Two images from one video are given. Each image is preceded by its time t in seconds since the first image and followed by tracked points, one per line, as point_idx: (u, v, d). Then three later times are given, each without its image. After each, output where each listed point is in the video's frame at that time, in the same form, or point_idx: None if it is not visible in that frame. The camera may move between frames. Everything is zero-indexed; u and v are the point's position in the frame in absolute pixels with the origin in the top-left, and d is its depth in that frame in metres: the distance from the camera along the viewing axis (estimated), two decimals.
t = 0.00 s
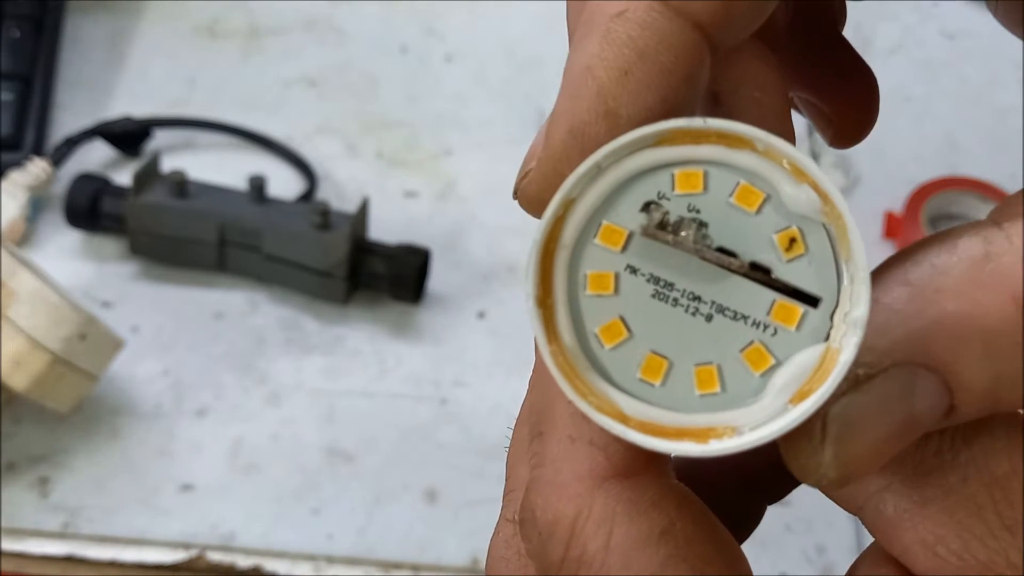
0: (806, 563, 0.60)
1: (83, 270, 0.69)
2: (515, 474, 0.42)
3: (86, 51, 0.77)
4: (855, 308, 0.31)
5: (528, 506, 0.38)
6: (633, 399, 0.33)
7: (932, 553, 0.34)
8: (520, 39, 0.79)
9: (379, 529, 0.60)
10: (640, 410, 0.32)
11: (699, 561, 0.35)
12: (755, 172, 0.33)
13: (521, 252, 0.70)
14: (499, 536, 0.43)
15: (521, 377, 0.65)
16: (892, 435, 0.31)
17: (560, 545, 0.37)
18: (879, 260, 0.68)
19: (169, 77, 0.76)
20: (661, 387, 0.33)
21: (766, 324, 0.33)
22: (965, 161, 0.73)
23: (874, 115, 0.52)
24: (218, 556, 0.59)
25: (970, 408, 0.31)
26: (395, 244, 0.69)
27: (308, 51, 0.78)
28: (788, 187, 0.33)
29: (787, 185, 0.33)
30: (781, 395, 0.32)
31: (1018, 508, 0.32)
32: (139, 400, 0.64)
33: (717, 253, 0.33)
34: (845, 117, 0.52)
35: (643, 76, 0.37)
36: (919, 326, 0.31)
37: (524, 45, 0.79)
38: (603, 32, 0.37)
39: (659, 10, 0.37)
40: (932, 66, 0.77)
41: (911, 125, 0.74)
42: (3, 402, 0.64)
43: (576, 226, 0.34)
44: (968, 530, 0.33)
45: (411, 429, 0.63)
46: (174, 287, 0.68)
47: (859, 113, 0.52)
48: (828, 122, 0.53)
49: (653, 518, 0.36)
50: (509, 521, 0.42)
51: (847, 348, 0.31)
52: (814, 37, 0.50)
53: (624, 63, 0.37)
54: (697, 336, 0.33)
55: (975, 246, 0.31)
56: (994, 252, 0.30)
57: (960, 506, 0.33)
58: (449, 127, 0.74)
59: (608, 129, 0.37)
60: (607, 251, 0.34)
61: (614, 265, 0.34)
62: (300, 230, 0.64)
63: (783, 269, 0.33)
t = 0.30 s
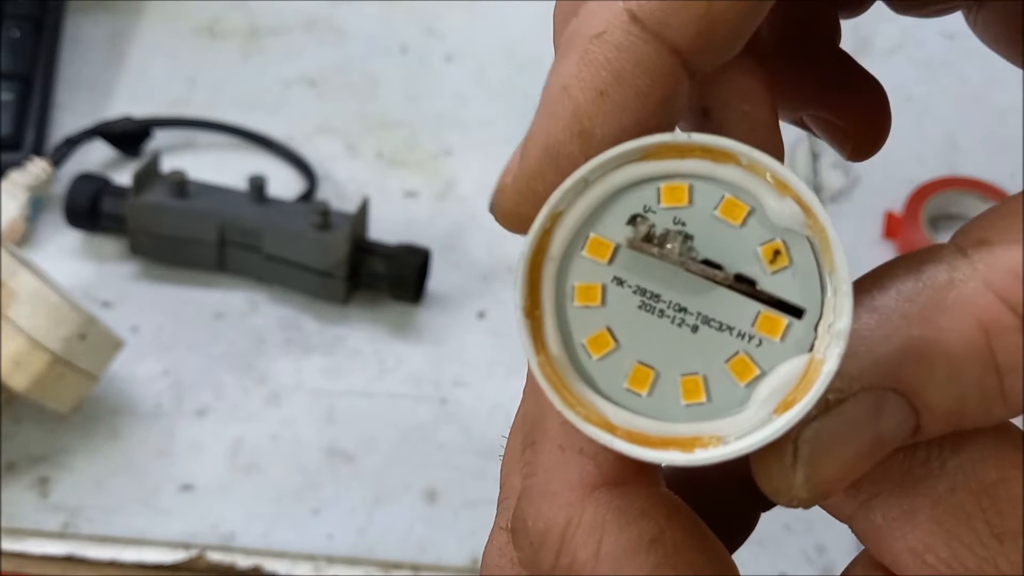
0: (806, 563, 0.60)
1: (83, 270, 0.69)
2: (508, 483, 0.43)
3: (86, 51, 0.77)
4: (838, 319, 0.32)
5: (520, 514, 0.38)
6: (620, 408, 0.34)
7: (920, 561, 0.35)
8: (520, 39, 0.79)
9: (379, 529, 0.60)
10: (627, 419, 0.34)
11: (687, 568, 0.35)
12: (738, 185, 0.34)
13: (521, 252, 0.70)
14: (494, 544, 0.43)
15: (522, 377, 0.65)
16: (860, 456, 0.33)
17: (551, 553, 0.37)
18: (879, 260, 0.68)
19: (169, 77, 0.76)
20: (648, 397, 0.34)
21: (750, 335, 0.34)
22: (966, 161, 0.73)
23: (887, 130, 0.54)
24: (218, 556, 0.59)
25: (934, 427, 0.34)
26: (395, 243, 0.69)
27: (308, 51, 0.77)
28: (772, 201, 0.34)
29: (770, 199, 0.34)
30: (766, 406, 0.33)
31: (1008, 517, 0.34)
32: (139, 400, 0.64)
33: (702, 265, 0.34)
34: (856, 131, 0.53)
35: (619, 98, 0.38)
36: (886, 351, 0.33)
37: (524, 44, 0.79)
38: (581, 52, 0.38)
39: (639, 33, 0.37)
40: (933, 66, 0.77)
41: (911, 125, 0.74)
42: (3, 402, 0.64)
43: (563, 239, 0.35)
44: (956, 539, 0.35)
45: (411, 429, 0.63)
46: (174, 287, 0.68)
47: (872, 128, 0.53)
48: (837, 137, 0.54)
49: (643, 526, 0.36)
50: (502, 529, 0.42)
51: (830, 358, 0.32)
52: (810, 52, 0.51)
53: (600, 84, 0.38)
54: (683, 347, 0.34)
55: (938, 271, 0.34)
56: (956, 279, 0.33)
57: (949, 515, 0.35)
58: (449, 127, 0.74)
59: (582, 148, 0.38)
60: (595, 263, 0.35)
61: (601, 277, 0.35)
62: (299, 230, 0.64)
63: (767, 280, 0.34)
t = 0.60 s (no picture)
0: (806, 563, 0.60)
1: (84, 270, 0.69)
2: (515, 488, 0.43)
3: (85, 51, 0.77)
4: (839, 328, 0.32)
5: (528, 519, 0.39)
6: (620, 416, 0.34)
7: (928, 567, 0.35)
8: (520, 38, 0.79)
9: (379, 529, 0.60)
10: (627, 427, 0.34)
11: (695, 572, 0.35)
12: (740, 194, 0.34)
13: (521, 252, 0.70)
14: (500, 547, 0.43)
15: (521, 377, 0.65)
16: (853, 488, 0.34)
17: (559, 559, 0.37)
18: (879, 260, 0.68)
19: (169, 77, 0.76)
20: (649, 404, 0.34)
21: (751, 343, 0.34)
22: (966, 161, 0.73)
23: (895, 124, 0.53)
24: (218, 556, 0.59)
25: (924, 447, 0.34)
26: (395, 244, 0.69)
27: (307, 51, 0.77)
28: (774, 210, 0.34)
29: (772, 208, 0.34)
30: (767, 414, 0.33)
31: (1015, 522, 0.34)
32: (139, 400, 0.64)
33: (703, 272, 0.34)
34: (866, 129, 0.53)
35: (603, 109, 0.38)
36: (878, 379, 0.34)
37: (524, 44, 0.79)
38: (569, 59, 0.38)
39: (628, 44, 0.37)
40: (933, 66, 0.77)
41: (911, 125, 0.74)
42: (3, 402, 0.64)
43: (564, 245, 0.35)
44: (964, 543, 0.35)
45: (410, 429, 0.63)
46: (174, 287, 0.68)
47: (879, 126, 0.53)
48: (845, 137, 0.54)
49: (650, 531, 0.36)
50: (510, 533, 0.43)
51: (831, 368, 0.32)
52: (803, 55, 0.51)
53: (586, 92, 0.38)
54: (684, 355, 0.34)
55: (931, 294, 0.34)
56: (943, 304, 0.33)
57: (956, 520, 0.35)
58: (449, 127, 0.74)
59: (564, 157, 0.38)
60: (596, 270, 0.35)
61: (603, 284, 0.35)
62: (300, 230, 0.64)
63: (769, 289, 0.34)
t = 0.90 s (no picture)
0: (806, 563, 0.60)
1: (84, 270, 0.69)
2: (511, 485, 0.43)
3: (86, 51, 0.77)
4: (840, 329, 0.32)
5: (523, 517, 0.39)
6: (618, 415, 0.34)
7: (926, 567, 0.35)
8: (520, 38, 0.79)
9: (379, 529, 0.60)
10: (625, 427, 0.34)
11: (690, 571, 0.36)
12: (741, 192, 0.34)
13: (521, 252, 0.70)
14: (496, 545, 0.43)
15: (521, 377, 0.65)
16: (847, 491, 0.34)
17: (554, 557, 0.37)
18: (879, 260, 0.68)
19: (169, 78, 0.76)
20: (647, 404, 0.34)
21: (751, 343, 0.34)
22: (965, 161, 0.73)
23: (893, 120, 0.53)
24: (218, 556, 0.59)
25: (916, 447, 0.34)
26: (395, 244, 0.69)
27: (307, 51, 0.77)
28: (775, 209, 0.34)
29: (773, 207, 0.34)
30: (766, 414, 0.33)
31: (1014, 521, 0.34)
32: (140, 400, 0.64)
33: (702, 272, 0.34)
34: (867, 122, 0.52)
35: (609, 118, 0.38)
36: (876, 382, 0.34)
37: (524, 44, 0.79)
38: (575, 65, 0.38)
39: (636, 52, 0.38)
40: (933, 66, 0.77)
41: (910, 125, 0.74)
42: (3, 402, 0.64)
43: (564, 243, 0.35)
44: (962, 543, 0.35)
45: (410, 429, 0.63)
46: (174, 287, 0.68)
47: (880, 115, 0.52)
48: (846, 131, 0.54)
49: (645, 530, 0.36)
50: (505, 530, 0.43)
51: (831, 369, 0.32)
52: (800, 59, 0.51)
53: (592, 100, 0.38)
54: (683, 354, 0.34)
55: (927, 296, 0.34)
56: (942, 305, 0.33)
57: (955, 520, 0.35)
58: (449, 127, 0.74)
59: (569, 164, 0.38)
60: (595, 268, 0.35)
61: (602, 282, 0.35)
62: (300, 230, 0.64)
63: (769, 289, 0.34)
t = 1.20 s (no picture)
0: (806, 563, 0.60)
1: (84, 270, 0.69)
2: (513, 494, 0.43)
3: (86, 51, 0.77)
4: (837, 345, 0.32)
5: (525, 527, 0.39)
6: (614, 429, 0.34)
7: None
8: (521, 38, 0.79)
9: (379, 529, 0.60)
10: (622, 440, 0.34)
11: None
12: (738, 207, 0.34)
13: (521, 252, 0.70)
14: (500, 553, 0.43)
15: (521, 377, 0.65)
16: (843, 501, 0.34)
17: (555, 567, 0.38)
18: (879, 260, 0.68)
19: (169, 78, 0.76)
20: (644, 418, 0.34)
21: (748, 358, 0.34)
22: (966, 161, 0.73)
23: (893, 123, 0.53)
24: (218, 556, 0.59)
25: (911, 460, 0.34)
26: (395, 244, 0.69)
27: (307, 51, 0.77)
28: (773, 224, 0.34)
29: (771, 222, 0.34)
30: (762, 429, 0.33)
31: (1014, 531, 0.34)
32: (140, 400, 0.64)
33: (700, 286, 0.34)
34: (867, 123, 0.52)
35: (605, 130, 0.38)
36: (874, 396, 0.34)
37: (524, 44, 0.79)
38: (571, 78, 0.38)
39: (632, 64, 0.37)
40: (932, 66, 0.77)
41: (910, 125, 0.74)
42: (3, 402, 0.64)
43: (561, 257, 0.35)
44: (963, 553, 0.35)
45: (410, 429, 0.63)
46: (174, 287, 0.68)
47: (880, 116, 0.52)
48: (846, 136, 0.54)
49: (646, 541, 0.36)
50: (508, 539, 0.43)
51: (827, 384, 0.32)
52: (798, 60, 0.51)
53: (588, 113, 0.38)
54: (680, 369, 0.34)
55: (924, 309, 0.34)
56: (939, 320, 0.33)
57: (956, 530, 0.35)
58: (450, 126, 0.74)
59: (565, 177, 0.38)
60: (592, 281, 0.35)
61: (599, 296, 0.35)
62: (299, 230, 0.64)
63: (766, 304, 0.34)
